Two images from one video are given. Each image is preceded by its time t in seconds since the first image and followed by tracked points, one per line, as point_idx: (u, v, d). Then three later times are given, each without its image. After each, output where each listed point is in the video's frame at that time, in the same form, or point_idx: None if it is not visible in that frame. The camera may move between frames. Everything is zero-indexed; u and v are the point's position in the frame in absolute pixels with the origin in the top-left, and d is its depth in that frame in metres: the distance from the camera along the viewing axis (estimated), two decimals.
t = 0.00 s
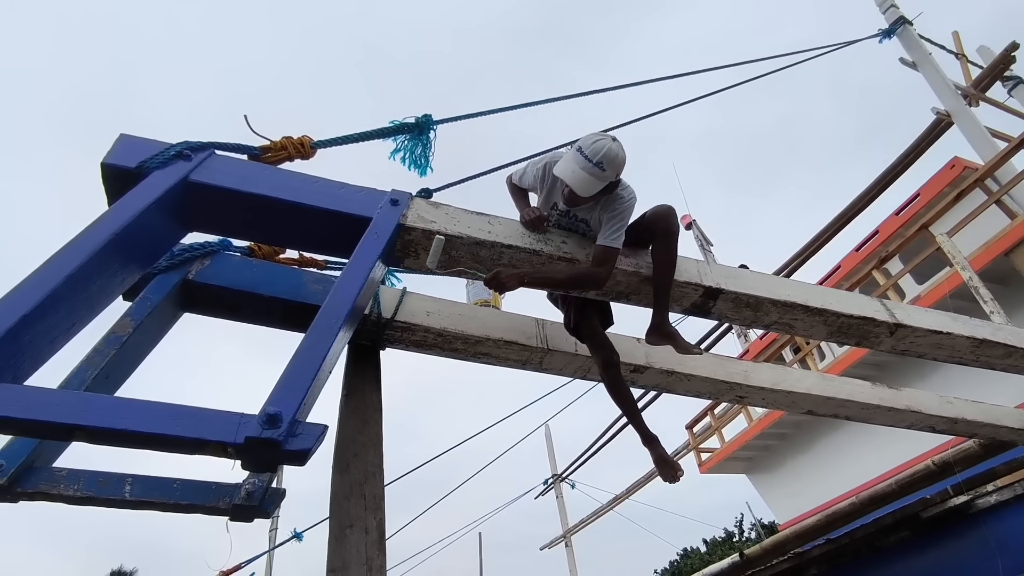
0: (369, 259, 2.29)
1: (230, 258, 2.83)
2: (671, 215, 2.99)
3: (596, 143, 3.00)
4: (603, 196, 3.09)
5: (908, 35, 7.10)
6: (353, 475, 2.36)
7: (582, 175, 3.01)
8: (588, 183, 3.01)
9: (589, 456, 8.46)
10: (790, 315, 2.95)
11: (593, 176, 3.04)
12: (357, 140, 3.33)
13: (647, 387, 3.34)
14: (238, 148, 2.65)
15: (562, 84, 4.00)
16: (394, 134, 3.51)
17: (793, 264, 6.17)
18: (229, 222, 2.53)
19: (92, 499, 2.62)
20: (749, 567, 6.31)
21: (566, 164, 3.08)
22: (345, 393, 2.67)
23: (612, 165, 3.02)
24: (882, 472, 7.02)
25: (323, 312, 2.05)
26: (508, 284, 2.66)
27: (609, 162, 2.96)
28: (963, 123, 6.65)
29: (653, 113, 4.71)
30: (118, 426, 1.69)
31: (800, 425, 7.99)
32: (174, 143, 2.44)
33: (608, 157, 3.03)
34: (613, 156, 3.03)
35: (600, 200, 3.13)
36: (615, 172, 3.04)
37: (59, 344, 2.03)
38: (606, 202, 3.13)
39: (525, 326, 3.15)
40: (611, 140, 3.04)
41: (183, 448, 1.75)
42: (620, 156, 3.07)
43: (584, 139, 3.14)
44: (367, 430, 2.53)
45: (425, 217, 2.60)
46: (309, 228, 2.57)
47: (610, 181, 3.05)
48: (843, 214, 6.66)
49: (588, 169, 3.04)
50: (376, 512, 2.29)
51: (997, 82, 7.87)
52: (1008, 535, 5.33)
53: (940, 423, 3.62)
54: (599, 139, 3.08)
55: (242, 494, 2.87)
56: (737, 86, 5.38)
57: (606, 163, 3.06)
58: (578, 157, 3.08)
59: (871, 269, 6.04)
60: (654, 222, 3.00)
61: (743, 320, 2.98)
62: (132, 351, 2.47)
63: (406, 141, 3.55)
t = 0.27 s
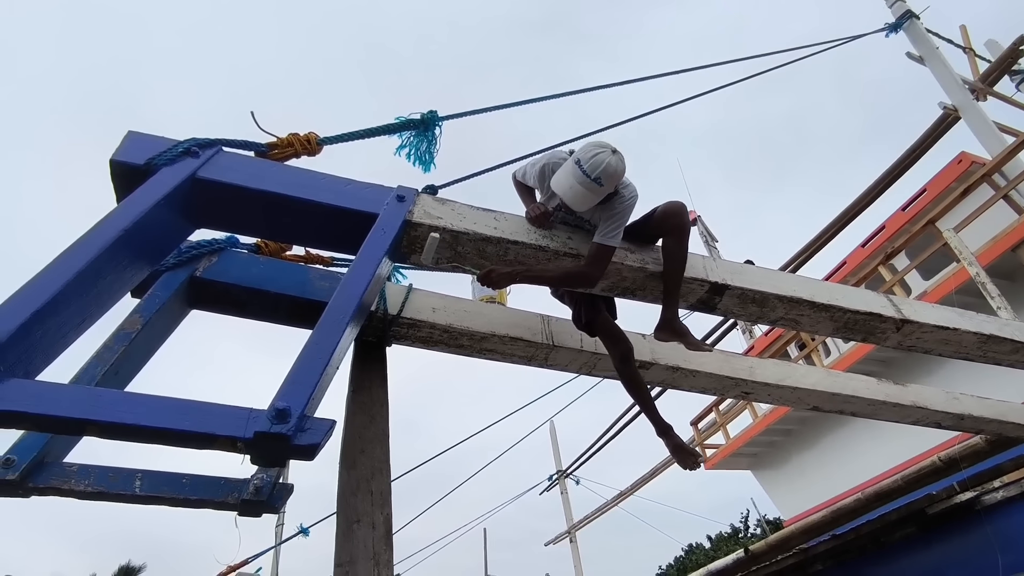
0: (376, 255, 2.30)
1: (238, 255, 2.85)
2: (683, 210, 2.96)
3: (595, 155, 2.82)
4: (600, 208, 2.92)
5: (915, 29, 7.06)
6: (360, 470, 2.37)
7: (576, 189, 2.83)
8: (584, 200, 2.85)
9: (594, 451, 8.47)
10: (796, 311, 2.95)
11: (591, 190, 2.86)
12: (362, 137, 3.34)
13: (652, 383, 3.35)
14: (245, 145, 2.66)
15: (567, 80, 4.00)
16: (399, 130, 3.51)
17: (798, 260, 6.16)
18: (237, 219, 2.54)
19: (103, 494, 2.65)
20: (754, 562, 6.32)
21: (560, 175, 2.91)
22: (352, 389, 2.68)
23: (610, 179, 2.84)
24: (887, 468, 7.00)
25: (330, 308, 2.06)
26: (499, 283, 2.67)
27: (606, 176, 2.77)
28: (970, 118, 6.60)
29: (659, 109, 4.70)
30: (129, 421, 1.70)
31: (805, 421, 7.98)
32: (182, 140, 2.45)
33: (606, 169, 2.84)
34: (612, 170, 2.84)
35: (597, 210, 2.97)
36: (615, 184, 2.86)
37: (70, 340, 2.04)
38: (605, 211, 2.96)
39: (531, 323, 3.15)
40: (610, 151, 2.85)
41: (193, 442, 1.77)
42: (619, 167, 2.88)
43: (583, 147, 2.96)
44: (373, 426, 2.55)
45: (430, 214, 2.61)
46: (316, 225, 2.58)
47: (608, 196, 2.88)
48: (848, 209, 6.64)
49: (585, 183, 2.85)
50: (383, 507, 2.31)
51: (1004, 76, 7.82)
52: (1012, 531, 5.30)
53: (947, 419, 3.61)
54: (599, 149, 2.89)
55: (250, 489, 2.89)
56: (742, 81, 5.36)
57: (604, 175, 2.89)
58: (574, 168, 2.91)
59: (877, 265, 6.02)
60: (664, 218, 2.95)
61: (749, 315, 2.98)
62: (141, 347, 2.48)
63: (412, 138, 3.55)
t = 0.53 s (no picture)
0: (381, 254, 2.31)
1: (243, 254, 2.86)
2: (692, 209, 2.97)
3: (591, 160, 2.77)
4: (599, 208, 2.89)
5: (920, 25, 7.02)
6: (365, 468, 2.39)
7: (573, 194, 2.80)
8: (580, 203, 2.82)
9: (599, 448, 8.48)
10: (801, 309, 2.95)
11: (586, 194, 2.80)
12: (367, 136, 3.34)
13: (656, 381, 3.35)
14: (250, 145, 2.67)
15: (570, 78, 4.00)
16: (403, 129, 3.52)
17: (803, 257, 6.15)
18: (243, 218, 2.55)
19: (112, 491, 2.67)
20: (758, 560, 6.32)
21: (557, 179, 2.88)
22: (357, 387, 2.70)
23: (606, 182, 2.79)
24: (892, 466, 6.99)
25: (336, 306, 2.07)
26: (498, 277, 2.67)
27: (603, 180, 2.74)
28: (976, 115, 6.57)
29: (663, 107, 4.69)
30: (138, 420, 1.72)
31: (810, 419, 7.97)
32: (189, 140, 2.46)
33: (603, 173, 2.79)
34: (608, 173, 2.79)
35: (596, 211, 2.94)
36: (610, 184, 2.82)
37: (78, 340, 2.06)
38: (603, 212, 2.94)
39: (535, 321, 3.16)
40: (607, 154, 2.80)
41: (200, 441, 1.78)
42: (617, 170, 2.84)
43: (580, 149, 2.91)
44: (378, 424, 2.56)
45: (434, 212, 2.62)
46: (322, 224, 2.58)
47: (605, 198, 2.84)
48: (853, 206, 6.62)
49: (581, 188, 2.81)
50: (388, 505, 2.33)
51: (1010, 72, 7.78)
52: (1017, 529, 5.29)
53: (952, 417, 3.60)
54: (596, 151, 2.84)
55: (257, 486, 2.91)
56: (747, 79, 5.35)
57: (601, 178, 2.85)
58: (571, 170, 2.87)
59: (882, 263, 6.00)
60: (674, 216, 2.96)
61: (753, 314, 2.98)
62: (148, 346, 2.50)
63: (416, 137, 3.55)
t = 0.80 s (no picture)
0: (384, 253, 2.31)
1: (247, 254, 2.87)
2: (696, 209, 2.96)
3: (586, 158, 2.77)
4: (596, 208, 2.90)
5: (924, 22, 7.00)
6: (369, 467, 2.40)
7: (569, 193, 2.80)
8: (577, 203, 2.81)
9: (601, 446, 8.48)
10: (804, 308, 2.94)
11: (583, 193, 2.79)
12: (369, 136, 3.34)
13: (659, 380, 3.36)
14: (253, 145, 2.68)
15: (572, 77, 3.99)
16: (405, 129, 3.52)
17: (806, 255, 6.13)
18: (246, 219, 2.56)
19: (118, 490, 2.69)
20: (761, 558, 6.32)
21: (553, 178, 2.88)
22: (360, 386, 2.70)
23: (602, 182, 2.80)
24: (896, 464, 6.98)
25: (340, 305, 2.08)
26: (494, 277, 2.68)
27: (598, 178, 2.74)
28: (980, 112, 6.54)
29: (665, 105, 4.68)
30: (144, 420, 1.73)
31: (813, 417, 7.96)
32: (192, 140, 2.47)
33: (599, 171, 2.80)
34: (604, 172, 2.80)
35: (594, 210, 2.94)
36: (605, 182, 2.83)
37: (83, 340, 2.07)
38: (600, 211, 2.93)
39: (538, 319, 3.17)
40: (602, 152, 2.81)
41: (206, 440, 1.79)
42: (613, 168, 2.84)
43: (577, 149, 2.92)
44: (382, 423, 2.57)
45: (436, 211, 2.62)
46: (325, 223, 2.59)
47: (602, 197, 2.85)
48: (856, 204, 6.60)
49: (577, 188, 2.82)
50: (391, 504, 2.33)
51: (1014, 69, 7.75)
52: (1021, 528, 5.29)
53: (956, 415, 3.60)
54: (591, 150, 2.85)
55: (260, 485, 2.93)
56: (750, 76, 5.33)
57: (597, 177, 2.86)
58: (567, 170, 2.88)
59: (885, 260, 5.98)
60: (679, 215, 2.95)
61: (757, 312, 2.97)
62: (152, 346, 2.51)
63: (418, 136, 3.55)
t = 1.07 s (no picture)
0: (387, 252, 2.31)
1: (249, 253, 2.88)
2: (699, 207, 2.95)
3: (585, 151, 2.78)
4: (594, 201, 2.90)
5: (926, 20, 6.98)
6: (372, 465, 2.41)
7: (569, 187, 2.80)
8: (577, 196, 2.81)
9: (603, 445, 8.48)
10: (806, 306, 2.94)
11: (585, 186, 2.79)
12: (371, 135, 3.34)
13: (662, 378, 3.36)
14: (255, 144, 2.68)
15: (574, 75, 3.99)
16: (407, 128, 3.52)
17: (808, 253, 6.12)
18: (249, 218, 2.56)
19: (121, 489, 2.69)
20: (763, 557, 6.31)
21: (553, 173, 2.89)
22: (363, 385, 2.71)
23: (602, 174, 2.81)
24: (898, 462, 6.97)
25: (342, 304, 2.07)
26: (484, 273, 2.66)
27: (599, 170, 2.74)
28: (983, 110, 6.52)
29: (667, 104, 4.67)
30: (147, 418, 1.73)
31: (815, 415, 7.95)
32: (194, 140, 2.47)
33: (599, 164, 2.81)
34: (603, 165, 2.81)
35: (592, 205, 2.94)
36: (608, 175, 2.83)
37: (87, 339, 2.07)
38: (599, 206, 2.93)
39: (540, 318, 3.18)
40: (601, 145, 2.82)
41: (209, 439, 1.79)
42: (612, 161, 2.85)
43: (575, 143, 2.93)
44: (384, 422, 2.57)
45: (438, 209, 2.62)
46: (327, 222, 2.59)
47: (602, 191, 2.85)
48: (859, 202, 6.59)
49: (576, 180, 2.82)
50: (394, 502, 2.34)
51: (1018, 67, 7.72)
52: None
53: (959, 413, 3.59)
54: (591, 144, 2.85)
55: (263, 484, 2.93)
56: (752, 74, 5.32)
57: (597, 170, 2.86)
58: (566, 164, 2.88)
59: (888, 258, 5.97)
60: (682, 213, 2.94)
61: (759, 310, 2.97)
62: (155, 345, 2.52)
63: (420, 135, 3.55)
